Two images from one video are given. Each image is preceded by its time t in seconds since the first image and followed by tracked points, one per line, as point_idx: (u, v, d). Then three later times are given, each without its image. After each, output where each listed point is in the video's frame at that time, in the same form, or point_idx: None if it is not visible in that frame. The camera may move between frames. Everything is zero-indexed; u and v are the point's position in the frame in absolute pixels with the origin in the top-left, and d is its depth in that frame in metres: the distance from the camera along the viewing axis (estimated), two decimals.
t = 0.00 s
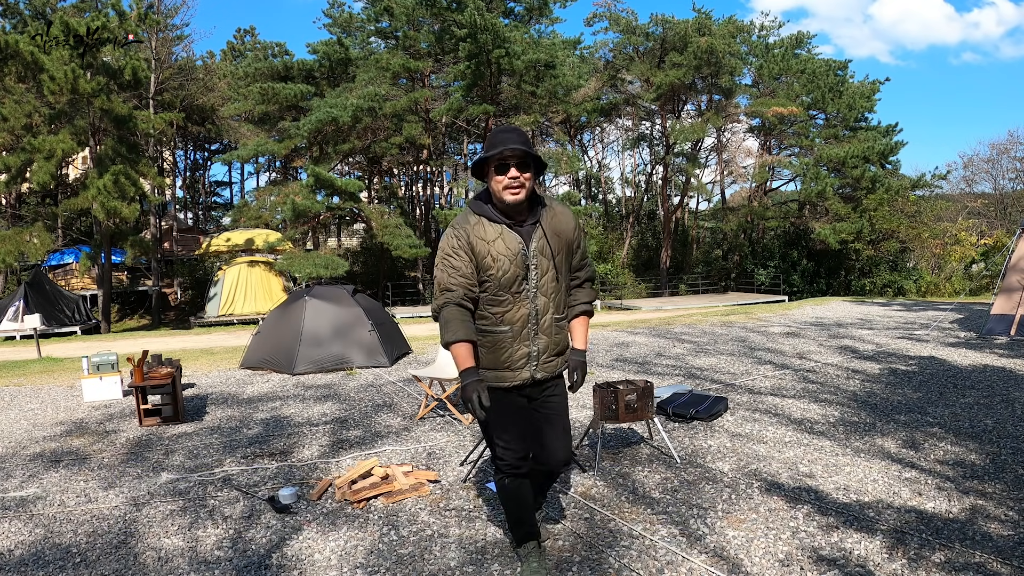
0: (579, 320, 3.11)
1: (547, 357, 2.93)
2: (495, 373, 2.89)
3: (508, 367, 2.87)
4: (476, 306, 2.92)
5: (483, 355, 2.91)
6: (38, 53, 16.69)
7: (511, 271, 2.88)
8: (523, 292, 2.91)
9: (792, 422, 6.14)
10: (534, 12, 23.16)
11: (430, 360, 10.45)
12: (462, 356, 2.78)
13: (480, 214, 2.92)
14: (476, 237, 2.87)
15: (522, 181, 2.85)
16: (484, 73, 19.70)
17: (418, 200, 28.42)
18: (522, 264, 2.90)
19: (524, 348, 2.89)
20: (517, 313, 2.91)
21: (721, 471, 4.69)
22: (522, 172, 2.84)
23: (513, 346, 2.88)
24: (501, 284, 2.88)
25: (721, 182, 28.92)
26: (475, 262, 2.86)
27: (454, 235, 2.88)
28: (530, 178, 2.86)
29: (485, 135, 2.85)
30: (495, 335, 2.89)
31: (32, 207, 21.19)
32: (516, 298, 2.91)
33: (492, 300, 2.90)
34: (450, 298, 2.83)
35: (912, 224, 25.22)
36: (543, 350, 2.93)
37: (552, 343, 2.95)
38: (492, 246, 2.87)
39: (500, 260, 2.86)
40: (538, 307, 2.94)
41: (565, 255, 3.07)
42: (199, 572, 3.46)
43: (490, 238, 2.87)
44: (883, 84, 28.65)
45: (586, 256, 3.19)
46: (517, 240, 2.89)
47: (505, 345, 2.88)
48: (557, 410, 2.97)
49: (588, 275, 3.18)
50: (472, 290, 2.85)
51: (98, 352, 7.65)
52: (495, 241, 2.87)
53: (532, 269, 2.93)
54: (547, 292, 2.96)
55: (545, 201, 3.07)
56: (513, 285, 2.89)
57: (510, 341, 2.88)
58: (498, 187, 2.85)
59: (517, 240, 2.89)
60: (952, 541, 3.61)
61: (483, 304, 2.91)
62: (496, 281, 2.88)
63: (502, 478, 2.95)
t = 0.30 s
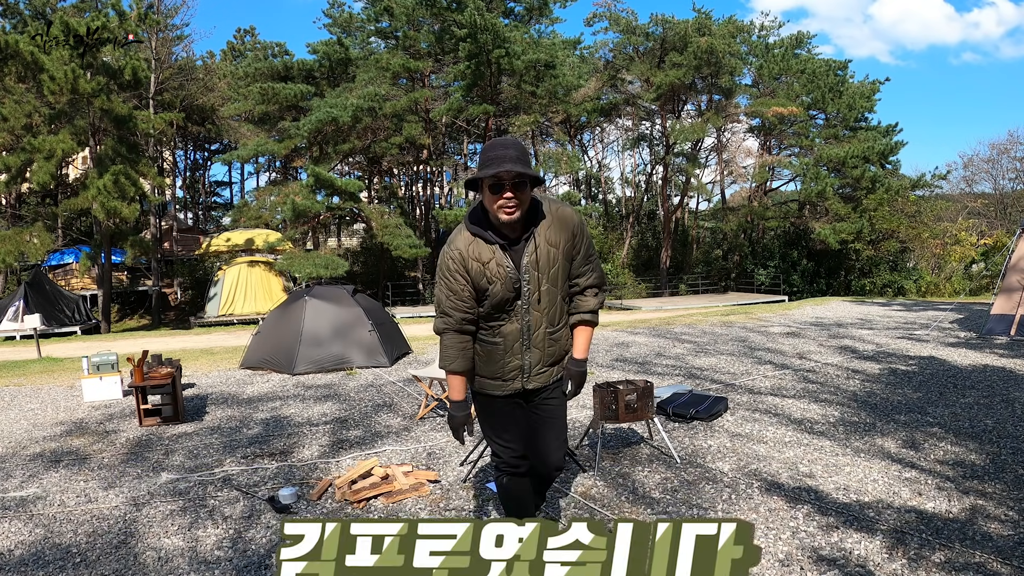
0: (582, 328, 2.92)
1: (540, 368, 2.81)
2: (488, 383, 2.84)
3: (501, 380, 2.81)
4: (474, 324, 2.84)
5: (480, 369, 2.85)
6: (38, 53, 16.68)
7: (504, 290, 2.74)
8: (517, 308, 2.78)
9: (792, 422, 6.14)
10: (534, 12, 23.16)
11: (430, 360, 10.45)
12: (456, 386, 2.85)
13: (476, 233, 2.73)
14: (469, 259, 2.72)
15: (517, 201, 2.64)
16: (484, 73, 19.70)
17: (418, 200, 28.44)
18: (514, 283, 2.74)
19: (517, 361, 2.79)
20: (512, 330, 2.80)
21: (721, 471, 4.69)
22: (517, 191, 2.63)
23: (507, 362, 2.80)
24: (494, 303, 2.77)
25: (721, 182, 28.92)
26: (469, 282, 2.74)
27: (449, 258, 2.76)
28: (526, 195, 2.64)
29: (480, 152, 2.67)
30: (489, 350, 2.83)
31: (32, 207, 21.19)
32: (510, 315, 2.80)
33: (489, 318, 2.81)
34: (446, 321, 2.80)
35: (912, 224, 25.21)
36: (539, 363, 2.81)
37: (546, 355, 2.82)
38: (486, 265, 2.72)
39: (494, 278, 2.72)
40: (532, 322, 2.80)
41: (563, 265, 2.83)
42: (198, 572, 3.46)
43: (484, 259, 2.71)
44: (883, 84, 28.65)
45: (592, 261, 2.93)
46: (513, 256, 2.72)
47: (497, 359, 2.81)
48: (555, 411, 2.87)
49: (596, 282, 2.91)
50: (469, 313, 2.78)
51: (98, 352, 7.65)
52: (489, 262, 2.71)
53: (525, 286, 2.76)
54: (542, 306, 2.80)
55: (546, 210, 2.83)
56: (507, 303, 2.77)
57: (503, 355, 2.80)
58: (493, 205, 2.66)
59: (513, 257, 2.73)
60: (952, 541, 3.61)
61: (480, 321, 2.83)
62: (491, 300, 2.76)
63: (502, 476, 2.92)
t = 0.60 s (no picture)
0: (583, 334, 2.77)
1: (539, 376, 2.71)
2: (486, 391, 2.76)
3: (501, 388, 2.73)
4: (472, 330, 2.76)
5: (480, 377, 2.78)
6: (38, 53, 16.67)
7: (501, 299, 2.64)
8: (515, 316, 2.69)
9: (792, 422, 6.14)
10: (534, 12, 23.16)
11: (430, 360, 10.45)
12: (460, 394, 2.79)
13: (472, 238, 2.63)
14: (466, 264, 2.63)
15: (518, 204, 2.52)
16: (484, 73, 19.70)
17: (418, 200, 28.44)
18: (511, 290, 2.65)
19: (516, 370, 2.71)
20: (511, 338, 2.72)
21: (721, 471, 4.69)
22: (517, 194, 2.51)
23: (506, 371, 2.72)
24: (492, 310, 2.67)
25: (721, 182, 28.92)
26: (465, 288, 2.66)
27: (445, 260, 2.67)
28: (523, 199, 2.52)
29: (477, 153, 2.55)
30: (488, 358, 2.75)
31: (32, 207, 21.20)
32: (507, 323, 2.70)
33: (486, 325, 2.72)
34: (444, 328, 2.73)
35: (912, 224, 25.19)
36: (538, 372, 2.71)
37: (546, 362, 2.72)
38: (483, 272, 2.63)
39: (490, 285, 2.63)
40: (529, 330, 2.70)
41: (562, 271, 2.70)
42: (198, 572, 3.46)
43: (480, 265, 2.62)
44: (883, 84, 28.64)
45: (592, 265, 2.79)
46: (509, 263, 2.62)
47: (495, 368, 2.73)
48: (562, 416, 2.78)
49: (596, 287, 2.77)
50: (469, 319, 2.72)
51: (98, 352, 7.65)
52: (487, 268, 2.61)
53: (522, 294, 2.66)
54: (539, 314, 2.69)
55: (544, 215, 2.70)
56: (504, 311, 2.67)
57: (502, 364, 2.72)
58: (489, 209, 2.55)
59: (509, 263, 2.62)
60: (952, 541, 3.61)
61: (479, 329, 2.75)
62: (488, 307, 2.67)
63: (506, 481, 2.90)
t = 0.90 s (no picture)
0: (581, 332, 2.73)
1: (536, 378, 2.63)
2: (483, 397, 2.66)
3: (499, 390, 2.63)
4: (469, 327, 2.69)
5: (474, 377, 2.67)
6: (38, 53, 16.66)
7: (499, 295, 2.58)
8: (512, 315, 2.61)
9: (792, 422, 6.14)
10: (534, 12, 23.15)
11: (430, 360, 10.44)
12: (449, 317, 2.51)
13: (475, 234, 2.63)
14: (467, 259, 2.64)
15: (524, 203, 2.50)
16: (484, 73, 19.70)
17: (418, 200, 28.45)
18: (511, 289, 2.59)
19: (513, 374, 2.61)
20: (508, 337, 2.62)
21: (720, 471, 4.70)
22: (523, 191, 2.49)
23: (502, 371, 2.61)
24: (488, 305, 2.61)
25: (721, 182, 28.92)
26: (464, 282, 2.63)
27: (447, 252, 2.67)
28: (531, 196, 2.51)
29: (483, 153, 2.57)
30: (481, 360, 2.63)
31: (32, 207, 21.20)
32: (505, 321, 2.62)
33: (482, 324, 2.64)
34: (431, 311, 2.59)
35: (912, 224, 25.20)
36: (535, 370, 2.62)
37: (539, 364, 2.63)
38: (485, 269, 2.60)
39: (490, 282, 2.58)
40: (525, 331, 2.62)
41: (561, 272, 2.66)
42: (198, 572, 3.46)
43: (482, 261, 2.62)
44: (883, 84, 28.64)
45: (594, 268, 2.77)
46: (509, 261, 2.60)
47: (490, 369, 2.61)
48: (553, 411, 2.67)
49: (599, 289, 2.76)
50: (461, 287, 2.63)
51: (98, 352, 7.65)
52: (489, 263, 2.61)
53: (522, 293, 2.61)
54: (538, 313, 2.63)
55: (548, 218, 2.70)
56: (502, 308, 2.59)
57: (498, 368, 2.60)
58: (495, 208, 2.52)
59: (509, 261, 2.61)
60: (952, 541, 3.61)
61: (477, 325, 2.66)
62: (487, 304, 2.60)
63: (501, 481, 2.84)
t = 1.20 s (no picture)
0: (589, 348, 2.39)
1: (548, 393, 2.31)
2: (489, 408, 2.34)
3: (506, 406, 2.30)
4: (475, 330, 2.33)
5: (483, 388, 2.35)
6: (38, 53, 16.65)
7: (512, 301, 2.20)
8: (524, 327, 2.24)
9: (792, 422, 6.14)
10: (534, 11, 23.15)
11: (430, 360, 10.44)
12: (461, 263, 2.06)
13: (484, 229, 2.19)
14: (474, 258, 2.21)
15: (536, 202, 2.05)
16: (484, 73, 19.70)
17: (418, 200, 28.45)
18: (524, 296, 2.21)
19: (523, 388, 2.27)
20: (521, 349, 2.26)
21: (720, 470, 4.70)
22: (535, 188, 2.03)
23: (512, 387, 2.28)
24: (495, 312, 2.22)
25: (721, 182, 28.92)
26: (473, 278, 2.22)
27: (456, 239, 2.28)
28: (548, 191, 2.06)
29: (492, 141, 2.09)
30: (491, 371, 2.31)
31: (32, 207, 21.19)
32: (517, 333, 2.25)
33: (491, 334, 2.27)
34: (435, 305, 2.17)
35: (913, 224, 25.21)
36: (548, 385, 2.30)
37: (554, 378, 2.32)
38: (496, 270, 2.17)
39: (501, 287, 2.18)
40: (540, 343, 2.27)
41: (575, 281, 2.30)
42: (198, 572, 3.46)
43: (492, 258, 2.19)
44: (883, 84, 28.64)
45: (609, 275, 2.40)
46: (522, 264, 2.20)
47: (500, 385, 2.29)
48: (562, 430, 2.40)
49: (610, 300, 2.37)
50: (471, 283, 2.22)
51: (98, 352, 7.64)
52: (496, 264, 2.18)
53: (535, 303, 2.23)
54: (552, 327, 2.27)
55: (561, 218, 2.33)
56: (513, 317, 2.22)
57: (509, 380, 2.27)
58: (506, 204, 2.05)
59: (522, 264, 2.21)
60: (952, 541, 3.61)
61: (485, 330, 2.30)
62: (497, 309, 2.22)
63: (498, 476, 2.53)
